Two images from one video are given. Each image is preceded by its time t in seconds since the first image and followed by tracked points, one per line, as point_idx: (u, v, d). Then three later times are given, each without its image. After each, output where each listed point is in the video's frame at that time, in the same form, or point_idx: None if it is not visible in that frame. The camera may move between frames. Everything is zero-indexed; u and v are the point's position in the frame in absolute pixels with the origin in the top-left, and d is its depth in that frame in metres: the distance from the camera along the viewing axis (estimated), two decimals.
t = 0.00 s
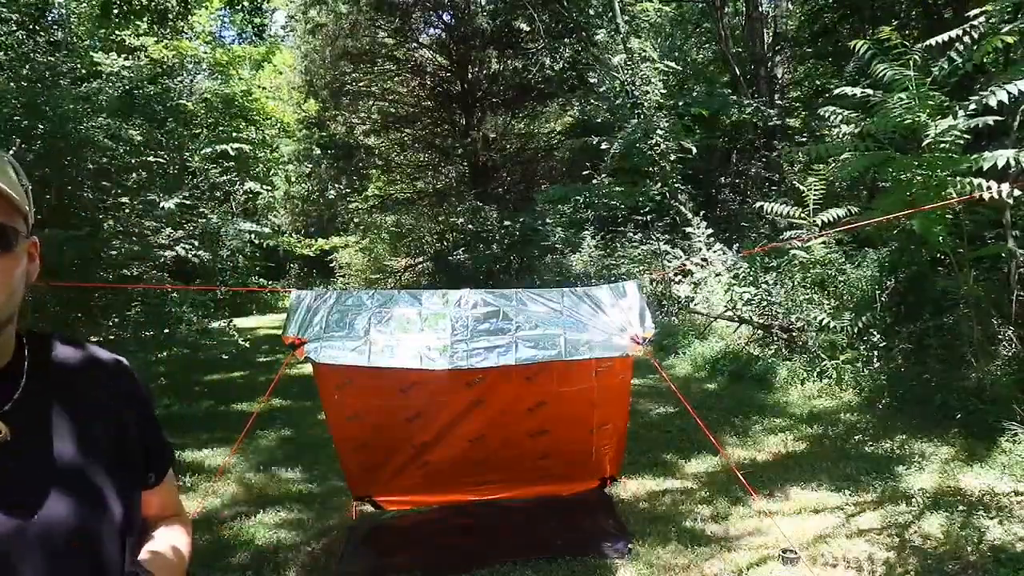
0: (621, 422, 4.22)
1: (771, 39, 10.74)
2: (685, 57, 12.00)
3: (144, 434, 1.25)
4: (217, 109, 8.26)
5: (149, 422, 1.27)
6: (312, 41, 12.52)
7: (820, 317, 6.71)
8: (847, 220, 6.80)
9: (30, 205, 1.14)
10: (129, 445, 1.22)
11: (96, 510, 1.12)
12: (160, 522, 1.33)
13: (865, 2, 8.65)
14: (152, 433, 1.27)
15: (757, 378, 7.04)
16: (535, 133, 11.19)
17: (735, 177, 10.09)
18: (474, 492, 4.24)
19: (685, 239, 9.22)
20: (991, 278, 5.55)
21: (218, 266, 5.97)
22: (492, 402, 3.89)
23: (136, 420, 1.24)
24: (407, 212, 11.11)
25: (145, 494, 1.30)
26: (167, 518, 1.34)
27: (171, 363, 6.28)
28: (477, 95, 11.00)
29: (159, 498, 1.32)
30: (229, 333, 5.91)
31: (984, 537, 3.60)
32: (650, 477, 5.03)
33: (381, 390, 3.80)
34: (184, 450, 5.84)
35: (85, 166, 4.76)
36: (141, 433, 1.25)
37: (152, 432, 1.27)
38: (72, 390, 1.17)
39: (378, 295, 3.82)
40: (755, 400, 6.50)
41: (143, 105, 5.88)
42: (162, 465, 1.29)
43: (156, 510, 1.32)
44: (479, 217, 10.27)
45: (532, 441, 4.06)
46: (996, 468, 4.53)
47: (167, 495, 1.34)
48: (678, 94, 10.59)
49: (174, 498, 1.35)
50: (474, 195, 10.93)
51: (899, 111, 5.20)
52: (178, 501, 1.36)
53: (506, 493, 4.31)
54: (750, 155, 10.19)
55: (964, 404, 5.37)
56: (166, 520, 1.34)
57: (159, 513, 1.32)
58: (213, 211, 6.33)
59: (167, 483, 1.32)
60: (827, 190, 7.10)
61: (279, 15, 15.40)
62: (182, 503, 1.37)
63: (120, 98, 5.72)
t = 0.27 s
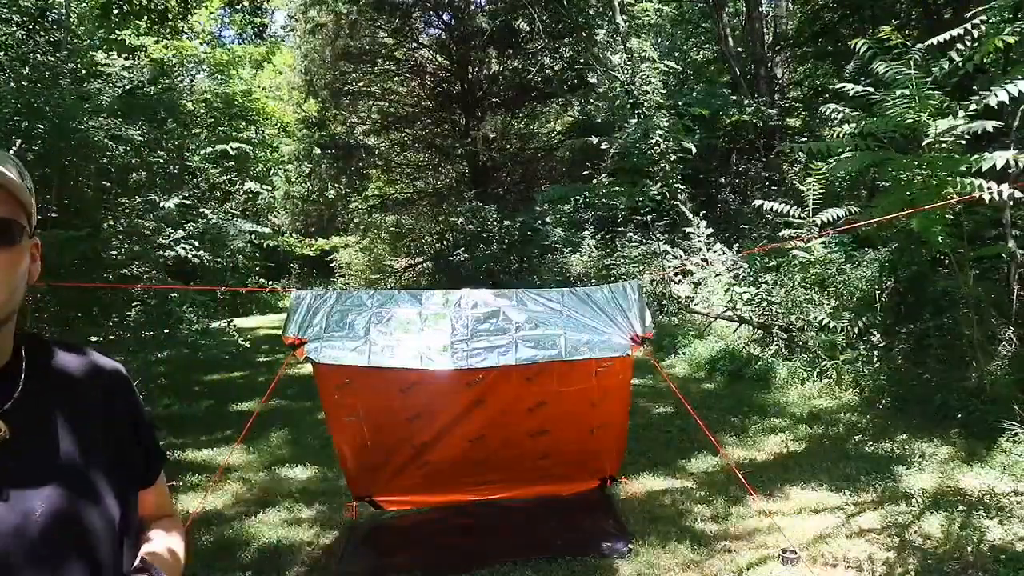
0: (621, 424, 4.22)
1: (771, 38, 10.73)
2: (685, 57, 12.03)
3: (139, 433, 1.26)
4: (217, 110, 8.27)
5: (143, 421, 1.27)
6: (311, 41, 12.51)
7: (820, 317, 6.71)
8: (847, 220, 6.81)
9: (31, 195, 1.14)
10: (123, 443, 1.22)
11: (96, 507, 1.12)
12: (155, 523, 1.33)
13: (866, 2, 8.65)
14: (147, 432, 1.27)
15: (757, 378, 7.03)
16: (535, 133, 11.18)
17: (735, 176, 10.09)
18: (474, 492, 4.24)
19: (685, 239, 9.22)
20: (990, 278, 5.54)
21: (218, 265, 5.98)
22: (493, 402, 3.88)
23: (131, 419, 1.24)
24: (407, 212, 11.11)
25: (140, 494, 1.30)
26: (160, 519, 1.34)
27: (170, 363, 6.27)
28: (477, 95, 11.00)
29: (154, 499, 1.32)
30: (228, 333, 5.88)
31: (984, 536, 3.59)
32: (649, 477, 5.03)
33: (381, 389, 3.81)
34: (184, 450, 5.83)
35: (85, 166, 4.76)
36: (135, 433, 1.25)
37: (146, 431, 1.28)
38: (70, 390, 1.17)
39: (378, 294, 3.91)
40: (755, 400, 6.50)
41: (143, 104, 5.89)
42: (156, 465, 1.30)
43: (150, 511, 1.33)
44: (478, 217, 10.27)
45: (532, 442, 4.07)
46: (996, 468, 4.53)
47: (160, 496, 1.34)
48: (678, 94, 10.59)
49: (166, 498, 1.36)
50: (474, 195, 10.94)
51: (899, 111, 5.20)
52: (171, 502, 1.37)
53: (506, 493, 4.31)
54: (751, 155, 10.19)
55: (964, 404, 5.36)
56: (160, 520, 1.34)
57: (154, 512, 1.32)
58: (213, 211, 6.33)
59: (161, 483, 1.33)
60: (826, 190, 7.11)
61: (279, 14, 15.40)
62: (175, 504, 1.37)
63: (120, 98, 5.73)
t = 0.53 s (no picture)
0: (621, 424, 4.22)
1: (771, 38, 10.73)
2: (685, 57, 12.02)
3: (138, 433, 1.26)
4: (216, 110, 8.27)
5: (142, 421, 1.28)
6: (310, 41, 12.51)
7: (820, 317, 6.71)
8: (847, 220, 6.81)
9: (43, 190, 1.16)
10: (125, 442, 1.23)
11: (99, 507, 1.13)
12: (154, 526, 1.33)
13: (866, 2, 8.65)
14: (146, 432, 1.28)
15: (756, 378, 7.03)
16: (535, 133, 11.17)
17: (735, 177, 10.09)
18: (474, 492, 4.24)
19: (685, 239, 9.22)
20: (990, 278, 5.54)
21: (218, 265, 5.98)
22: (493, 402, 3.88)
23: (130, 419, 1.25)
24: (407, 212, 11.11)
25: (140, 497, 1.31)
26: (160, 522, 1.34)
27: (170, 363, 6.27)
28: (477, 95, 11.00)
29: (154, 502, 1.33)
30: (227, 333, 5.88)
31: (984, 537, 3.59)
32: (649, 477, 5.03)
33: (381, 389, 3.81)
34: (184, 450, 5.83)
35: (85, 166, 4.76)
36: (134, 432, 1.26)
37: (145, 431, 1.29)
38: (72, 389, 1.17)
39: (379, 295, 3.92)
40: (755, 400, 6.50)
41: (143, 104, 5.88)
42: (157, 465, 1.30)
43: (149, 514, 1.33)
44: (478, 217, 10.26)
45: (532, 442, 4.07)
46: (996, 468, 4.52)
47: (159, 498, 1.35)
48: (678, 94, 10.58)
49: (165, 501, 1.36)
50: (474, 195, 10.95)
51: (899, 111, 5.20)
52: (170, 506, 1.37)
53: (505, 493, 4.32)
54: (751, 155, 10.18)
55: (964, 404, 5.36)
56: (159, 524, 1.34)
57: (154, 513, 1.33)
58: (212, 211, 6.33)
59: (161, 485, 1.33)
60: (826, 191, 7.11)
61: (279, 15, 15.40)
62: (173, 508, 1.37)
63: (120, 98, 5.73)
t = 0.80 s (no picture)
0: (621, 424, 4.22)
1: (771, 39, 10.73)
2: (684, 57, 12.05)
3: (140, 432, 1.26)
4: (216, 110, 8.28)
5: (144, 420, 1.28)
6: (310, 41, 12.52)
7: (819, 317, 6.72)
8: (847, 220, 6.81)
9: (54, 191, 1.16)
10: (128, 444, 1.23)
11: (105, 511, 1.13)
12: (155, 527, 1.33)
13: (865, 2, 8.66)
14: (148, 431, 1.28)
15: (756, 378, 7.03)
16: (535, 134, 11.17)
17: (734, 177, 10.08)
18: (474, 492, 4.24)
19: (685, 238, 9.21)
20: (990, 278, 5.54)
21: (218, 265, 5.98)
22: (493, 403, 3.88)
23: (133, 418, 1.25)
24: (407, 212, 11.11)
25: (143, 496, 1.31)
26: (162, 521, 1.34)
27: (170, 363, 6.28)
28: (476, 95, 11.01)
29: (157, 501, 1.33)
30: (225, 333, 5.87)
31: (984, 537, 3.59)
32: (648, 477, 5.04)
33: (382, 389, 3.81)
34: (183, 450, 5.83)
35: (85, 166, 4.76)
36: (137, 432, 1.26)
37: (147, 429, 1.29)
38: (72, 389, 1.17)
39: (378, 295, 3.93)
40: (755, 400, 6.50)
41: (143, 104, 5.88)
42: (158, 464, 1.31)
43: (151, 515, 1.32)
44: (478, 217, 10.25)
45: (532, 442, 4.07)
46: (996, 468, 4.53)
47: (162, 496, 1.35)
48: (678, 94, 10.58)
49: (168, 499, 1.36)
50: (474, 195, 10.95)
51: (900, 111, 5.20)
52: (172, 503, 1.37)
53: (505, 493, 4.31)
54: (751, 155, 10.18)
55: (964, 405, 5.36)
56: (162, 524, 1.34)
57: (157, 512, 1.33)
58: (212, 211, 6.33)
59: (162, 483, 1.33)
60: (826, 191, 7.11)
61: (279, 15, 15.40)
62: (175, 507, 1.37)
63: (120, 97, 5.74)
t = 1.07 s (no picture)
0: (621, 424, 4.22)
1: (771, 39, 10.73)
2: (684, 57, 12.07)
3: (156, 431, 1.27)
4: (216, 110, 8.29)
5: (160, 418, 1.29)
6: (309, 41, 12.54)
7: (819, 317, 6.72)
8: (847, 220, 6.80)
9: (71, 205, 1.18)
10: (141, 441, 1.23)
11: (110, 509, 1.14)
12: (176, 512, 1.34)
13: (865, 2, 8.66)
14: (165, 430, 1.29)
15: (756, 378, 7.04)
16: (535, 134, 11.16)
17: (734, 177, 10.07)
18: (474, 492, 4.24)
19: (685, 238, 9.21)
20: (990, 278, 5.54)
21: (218, 265, 5.99)
22: (493, 403, 3.88)
23: (147, 416, 1.26)
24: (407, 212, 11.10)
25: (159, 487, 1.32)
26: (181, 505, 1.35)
27: (170, 363, 6.28)
28: (476, 95, 11.02)
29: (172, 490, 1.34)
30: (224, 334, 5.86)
31: (984, 537, 3.58)
32: (649, 477, 5.04)
33: (383, 390, 3.81)
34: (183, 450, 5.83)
35: (85, 166, 4.76)
36: (153, 430, 1.27)
37: (165, 426, 1.30)
38: (83, 390, 1.20)
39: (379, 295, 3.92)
40: (755, 401, 6.50)
41: (143, 104, 5.89)
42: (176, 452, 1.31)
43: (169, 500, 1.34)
44: (479, 217, 10.25)
45: (532, 442, 4.07)
46: (995, 468, 4.53)
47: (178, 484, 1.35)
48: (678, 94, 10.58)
49: (184, 486, 1.37)
50: (474, 195, 10.94)
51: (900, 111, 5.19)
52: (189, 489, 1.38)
53: (506, 493, 4.31)
54: (751, 155, 10.17)
55: (964, 405, 5.36)
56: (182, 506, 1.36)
57: (175, 503, 1.34)
58: (213, 211, 6.33)
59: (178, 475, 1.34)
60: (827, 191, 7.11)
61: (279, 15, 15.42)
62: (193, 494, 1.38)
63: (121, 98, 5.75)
